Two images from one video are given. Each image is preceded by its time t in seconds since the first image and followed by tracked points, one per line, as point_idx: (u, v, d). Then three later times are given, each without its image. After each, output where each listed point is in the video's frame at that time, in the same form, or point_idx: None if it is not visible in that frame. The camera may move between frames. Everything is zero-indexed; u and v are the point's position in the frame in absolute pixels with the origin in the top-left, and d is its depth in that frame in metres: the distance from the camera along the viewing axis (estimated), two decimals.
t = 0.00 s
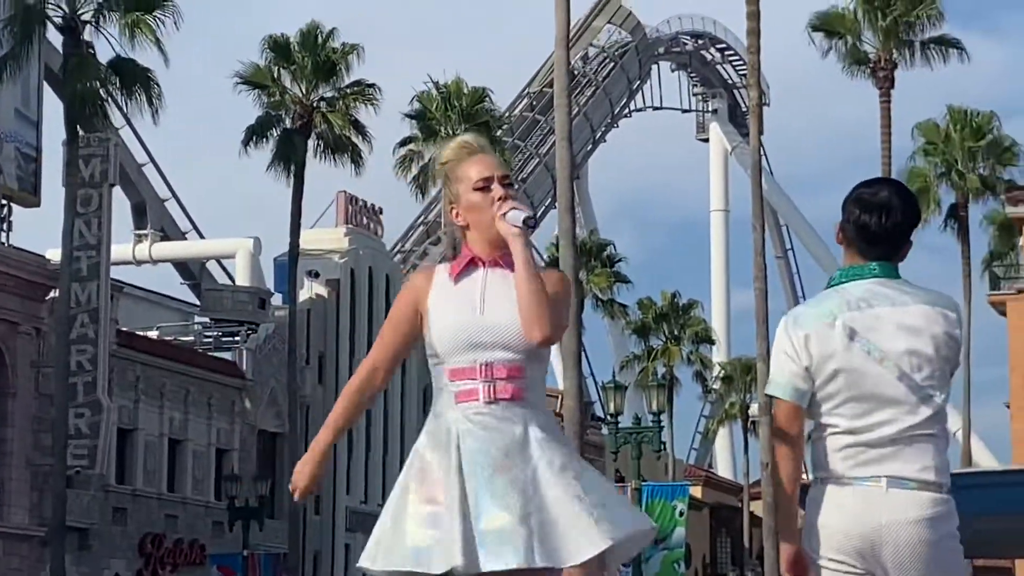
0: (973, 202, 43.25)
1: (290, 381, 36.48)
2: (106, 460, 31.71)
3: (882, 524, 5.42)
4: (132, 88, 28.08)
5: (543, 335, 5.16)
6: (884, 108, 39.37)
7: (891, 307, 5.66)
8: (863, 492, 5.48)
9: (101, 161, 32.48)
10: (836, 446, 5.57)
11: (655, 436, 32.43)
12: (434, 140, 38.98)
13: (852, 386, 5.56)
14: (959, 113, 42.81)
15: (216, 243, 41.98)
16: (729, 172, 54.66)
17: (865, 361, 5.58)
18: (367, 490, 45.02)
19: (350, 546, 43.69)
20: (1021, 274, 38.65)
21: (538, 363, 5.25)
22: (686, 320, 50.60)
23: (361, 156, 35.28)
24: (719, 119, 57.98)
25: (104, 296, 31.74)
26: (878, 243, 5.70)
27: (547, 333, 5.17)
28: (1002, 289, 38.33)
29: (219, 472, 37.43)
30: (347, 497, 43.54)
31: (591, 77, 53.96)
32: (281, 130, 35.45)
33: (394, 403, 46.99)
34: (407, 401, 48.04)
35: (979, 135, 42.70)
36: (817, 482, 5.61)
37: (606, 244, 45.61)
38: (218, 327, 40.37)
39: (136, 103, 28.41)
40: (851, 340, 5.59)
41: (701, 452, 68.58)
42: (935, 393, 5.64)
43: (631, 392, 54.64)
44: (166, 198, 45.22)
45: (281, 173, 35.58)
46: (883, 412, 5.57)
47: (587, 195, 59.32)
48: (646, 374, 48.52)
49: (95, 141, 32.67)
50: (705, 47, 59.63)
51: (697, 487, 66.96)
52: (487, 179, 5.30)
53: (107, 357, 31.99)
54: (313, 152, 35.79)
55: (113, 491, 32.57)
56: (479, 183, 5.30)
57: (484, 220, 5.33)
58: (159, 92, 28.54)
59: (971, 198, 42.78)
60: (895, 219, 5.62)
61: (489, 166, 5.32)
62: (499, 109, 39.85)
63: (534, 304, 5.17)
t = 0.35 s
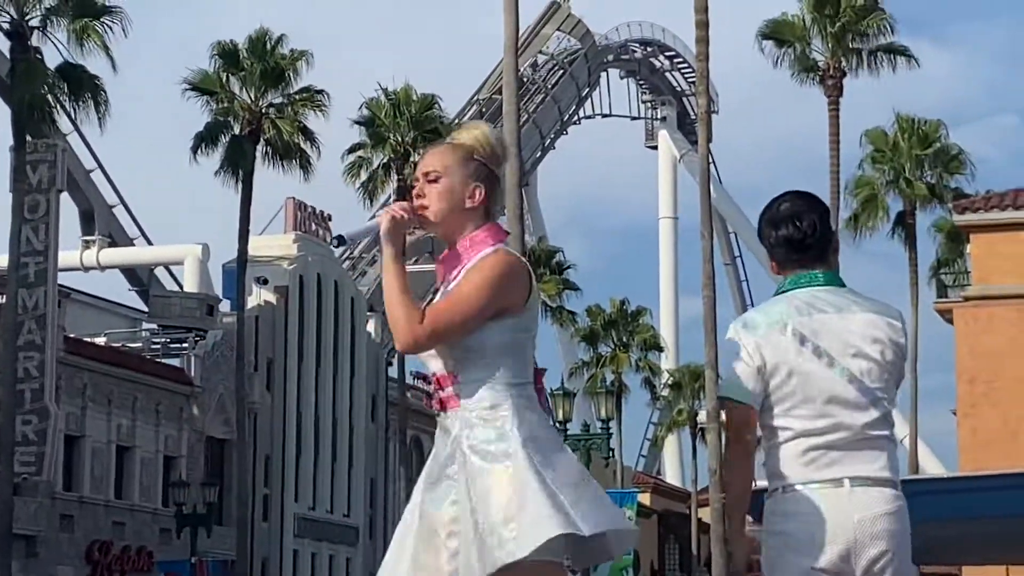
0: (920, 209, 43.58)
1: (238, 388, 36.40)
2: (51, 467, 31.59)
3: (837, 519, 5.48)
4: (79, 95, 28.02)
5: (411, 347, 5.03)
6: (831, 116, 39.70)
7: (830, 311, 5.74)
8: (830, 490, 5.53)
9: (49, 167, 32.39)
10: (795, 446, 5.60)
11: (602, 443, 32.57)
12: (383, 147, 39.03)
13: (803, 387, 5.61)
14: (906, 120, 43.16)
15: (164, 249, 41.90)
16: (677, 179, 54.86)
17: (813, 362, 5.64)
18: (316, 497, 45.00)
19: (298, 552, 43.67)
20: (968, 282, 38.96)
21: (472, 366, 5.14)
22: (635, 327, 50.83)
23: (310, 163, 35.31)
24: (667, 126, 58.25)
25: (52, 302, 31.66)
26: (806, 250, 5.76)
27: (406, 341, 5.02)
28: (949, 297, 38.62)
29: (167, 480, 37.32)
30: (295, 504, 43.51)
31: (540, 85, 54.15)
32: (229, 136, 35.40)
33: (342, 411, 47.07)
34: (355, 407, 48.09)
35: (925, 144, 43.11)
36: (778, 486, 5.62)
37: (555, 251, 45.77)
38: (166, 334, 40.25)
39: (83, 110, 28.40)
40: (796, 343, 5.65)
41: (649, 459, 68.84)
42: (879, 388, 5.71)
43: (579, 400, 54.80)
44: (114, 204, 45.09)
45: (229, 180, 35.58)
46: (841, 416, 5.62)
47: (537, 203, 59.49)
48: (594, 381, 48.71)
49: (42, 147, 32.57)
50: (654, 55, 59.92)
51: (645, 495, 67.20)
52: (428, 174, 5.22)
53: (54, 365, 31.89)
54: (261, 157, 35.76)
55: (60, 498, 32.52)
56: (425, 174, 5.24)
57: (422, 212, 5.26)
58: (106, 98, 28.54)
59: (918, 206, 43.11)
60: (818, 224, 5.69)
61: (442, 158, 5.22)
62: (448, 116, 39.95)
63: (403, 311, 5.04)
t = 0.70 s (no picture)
0: (886, 210, 43.82)
1: (204, 386, 36.39)
2: (15, 464, 31.55)
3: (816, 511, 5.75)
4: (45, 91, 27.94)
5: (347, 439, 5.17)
6: (799, 115, 39.90)
7: (845, 309, 6.02)
8: (821, 484, 5.80)
9: (16, 164, 32.31)
10: (792, 435, 5.90)
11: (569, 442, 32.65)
12: (350, 145, 39.02)
13: (796, 381, 5.93)
14: (873, 121, 43.39)
15: (130, 247, 41.86)
16: (644, 179, 55.00)
17: (812, 359, 5.93)
18: (282, 494, 45.03)
19: (264, 550, 43.67)
20: (934, 282, 39.21)
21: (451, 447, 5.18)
22: (602, 326, 50.93)
23: (277, 160, 35.32)
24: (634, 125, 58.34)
25: (18, 299, 31.38)
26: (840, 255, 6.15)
27: (337, 432, 5.16)
28: (915, 296, 38.85)
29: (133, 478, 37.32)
30: (261, 502, 43.52)
31: (507, 83, 54.22)
32: (197, 133, 35.37)
33: (308, 409, 47.03)
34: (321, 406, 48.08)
35: (892, 144, 43.38)
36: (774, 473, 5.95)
37: (521, 250, 45.82)
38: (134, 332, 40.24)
39: (50, 108, 28.35)
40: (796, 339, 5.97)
41: (615, 458, 68.96)
42: (879, 387, 5.93)
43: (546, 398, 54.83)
44: (80, 201, 44.96)
45: (196, 177, 35.57)
46: (834, 404, 5.88)
47: (503, 201, 59.48)
48: (561, 379, 48.75)
49: (8, 145, 32.48)
50: (621, 54, 60.04)
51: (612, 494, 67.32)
52: (369, 263, 5.38)
53: (20, 363, 31.79)
54: (229, 155, 35.75)
55: (25, 495, 32.51)
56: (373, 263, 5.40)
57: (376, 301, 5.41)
58: (73, 96, 28.53)
59: (885, 206, 43.35)
60: (846, 237, 6.10)
61: (377, 248, 5.36)
62: (415, 114, 40.00)
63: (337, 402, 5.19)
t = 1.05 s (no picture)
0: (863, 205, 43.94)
1: (181, 379, 36.27)
2: None
3: (879, 568, 5.82)
4: (22, 83, 27.80)
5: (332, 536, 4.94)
6: (777, 111, 39.97)
7: (911, 383, 5.99)
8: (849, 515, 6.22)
9: None
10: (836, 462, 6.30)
11: (548, 436, 32.64)
12: (328, 139, 38.92)
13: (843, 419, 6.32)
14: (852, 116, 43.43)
15: (107, 240, 41.72)
16: (623, 174, 54.97)
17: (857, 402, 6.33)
18: (259, 488, 45.01)
19: (241, 544, 43.65)
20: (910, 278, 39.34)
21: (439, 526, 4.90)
22: (579, 321, 50.97)
23: (255, 153, 35.24)
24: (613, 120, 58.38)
25: None
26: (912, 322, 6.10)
27: (323, 533, 4.94)
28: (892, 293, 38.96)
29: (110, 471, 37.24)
30: (238, 496, 43.48)
31: (486, 77, 54.22)
32: (175, 126, 35.31)
33: (285, 403, 47.01)
34: (299, 400, 48.06)
35: (871, 140, 43.48)
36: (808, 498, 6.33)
37: (500, 244, 45.82)
38: (111, 324, 40.03)
39: (27, 99, 28.16)
40: (854, 408, 6.03)
41: (592, 452, 69.05)
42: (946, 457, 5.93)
43: (524, 392, 54.86)
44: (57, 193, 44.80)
45: (174, 170, 35.45)
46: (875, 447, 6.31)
47: (481, 195, 59.42)
48: (538, 374, 48.79)
49: None
50: (600, 49, 60.01)
51: (590, 488, 67.41)
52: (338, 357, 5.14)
53: None
54: (206, 149, 35.65)
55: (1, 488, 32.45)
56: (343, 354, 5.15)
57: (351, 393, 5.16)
58: (51, 88, 28.41)
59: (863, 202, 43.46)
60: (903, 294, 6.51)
61: (340, 340, 5.09)
62: (394, 107, 39.92)
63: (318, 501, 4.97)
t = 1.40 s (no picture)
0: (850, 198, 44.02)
1: (168, 370, 36.28)
2: None
3: None
4: (8, 75, 27.74)
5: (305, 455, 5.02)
6: (764, 103, 40.01)
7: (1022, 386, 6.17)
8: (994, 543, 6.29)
9: None
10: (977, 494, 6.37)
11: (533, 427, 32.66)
12: (315, 131, 38.93)
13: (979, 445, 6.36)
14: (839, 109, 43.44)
15: (94, 231, 41.66)
16: (609, 167, 54.97)
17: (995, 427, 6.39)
18: (246, 480, 45.01)
19: (228, 535, 43.64)
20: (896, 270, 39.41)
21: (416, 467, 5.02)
22: (566, 314, 51.03)
23: (241, 146, 35.24)
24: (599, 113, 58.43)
25: None
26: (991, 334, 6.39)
27: (300, 456, 5.03)
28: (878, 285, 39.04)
29: (96, 463, 37.22)
30: (224, 488, 43.47)
31: (473, 70, 54.26)
32: (161, 118, 35.29)
33: (272, 396, 46.99)
34: (286, 392, 48.08)
35: (858, 133, 43.47)
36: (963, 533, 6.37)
37: (487, 237, 45.88)
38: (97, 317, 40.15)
39: (14, 90, 28.10)
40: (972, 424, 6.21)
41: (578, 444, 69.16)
42: None
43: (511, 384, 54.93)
44: (43, 184, 44.73)
45: (161, 163, 35.42)
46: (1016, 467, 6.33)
47: (468, 188, 59.42)
48: (525, 366, 48.88)
49: None
50: (587, 41, 60.00)
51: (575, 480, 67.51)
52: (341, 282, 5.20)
53: None
54: (193, 141, 35.64)
55: None
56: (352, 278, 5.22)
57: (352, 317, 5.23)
58: (37, 79, 28.37)
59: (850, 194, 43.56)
60: None
61: (347, 267, 5.16)
62: (380, 100, 39.92)
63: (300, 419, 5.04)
